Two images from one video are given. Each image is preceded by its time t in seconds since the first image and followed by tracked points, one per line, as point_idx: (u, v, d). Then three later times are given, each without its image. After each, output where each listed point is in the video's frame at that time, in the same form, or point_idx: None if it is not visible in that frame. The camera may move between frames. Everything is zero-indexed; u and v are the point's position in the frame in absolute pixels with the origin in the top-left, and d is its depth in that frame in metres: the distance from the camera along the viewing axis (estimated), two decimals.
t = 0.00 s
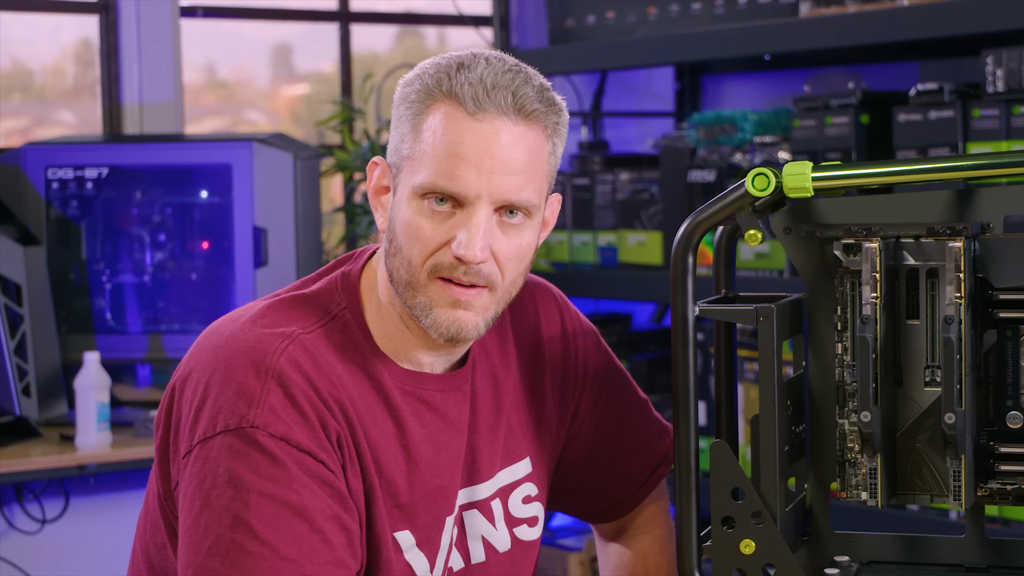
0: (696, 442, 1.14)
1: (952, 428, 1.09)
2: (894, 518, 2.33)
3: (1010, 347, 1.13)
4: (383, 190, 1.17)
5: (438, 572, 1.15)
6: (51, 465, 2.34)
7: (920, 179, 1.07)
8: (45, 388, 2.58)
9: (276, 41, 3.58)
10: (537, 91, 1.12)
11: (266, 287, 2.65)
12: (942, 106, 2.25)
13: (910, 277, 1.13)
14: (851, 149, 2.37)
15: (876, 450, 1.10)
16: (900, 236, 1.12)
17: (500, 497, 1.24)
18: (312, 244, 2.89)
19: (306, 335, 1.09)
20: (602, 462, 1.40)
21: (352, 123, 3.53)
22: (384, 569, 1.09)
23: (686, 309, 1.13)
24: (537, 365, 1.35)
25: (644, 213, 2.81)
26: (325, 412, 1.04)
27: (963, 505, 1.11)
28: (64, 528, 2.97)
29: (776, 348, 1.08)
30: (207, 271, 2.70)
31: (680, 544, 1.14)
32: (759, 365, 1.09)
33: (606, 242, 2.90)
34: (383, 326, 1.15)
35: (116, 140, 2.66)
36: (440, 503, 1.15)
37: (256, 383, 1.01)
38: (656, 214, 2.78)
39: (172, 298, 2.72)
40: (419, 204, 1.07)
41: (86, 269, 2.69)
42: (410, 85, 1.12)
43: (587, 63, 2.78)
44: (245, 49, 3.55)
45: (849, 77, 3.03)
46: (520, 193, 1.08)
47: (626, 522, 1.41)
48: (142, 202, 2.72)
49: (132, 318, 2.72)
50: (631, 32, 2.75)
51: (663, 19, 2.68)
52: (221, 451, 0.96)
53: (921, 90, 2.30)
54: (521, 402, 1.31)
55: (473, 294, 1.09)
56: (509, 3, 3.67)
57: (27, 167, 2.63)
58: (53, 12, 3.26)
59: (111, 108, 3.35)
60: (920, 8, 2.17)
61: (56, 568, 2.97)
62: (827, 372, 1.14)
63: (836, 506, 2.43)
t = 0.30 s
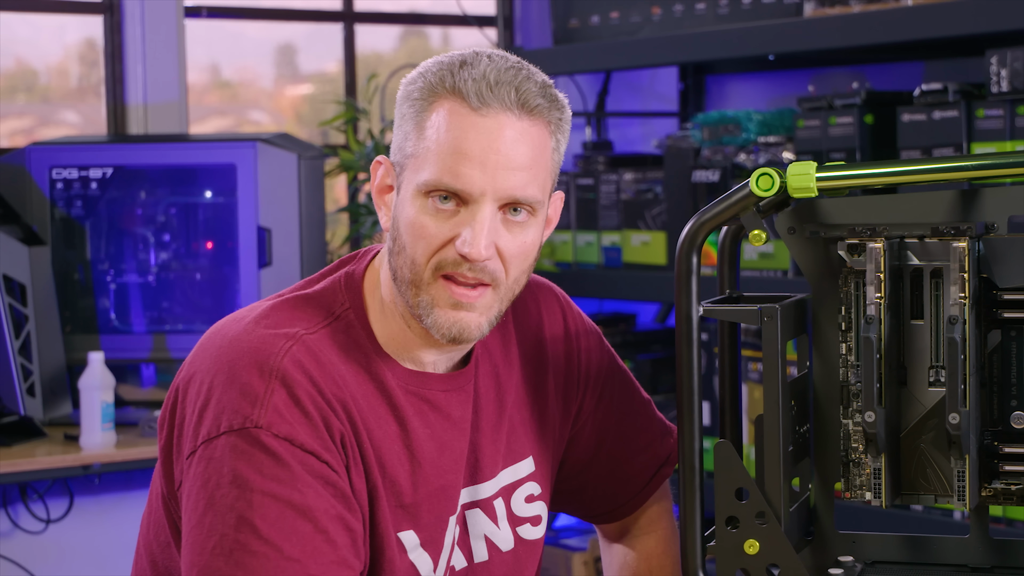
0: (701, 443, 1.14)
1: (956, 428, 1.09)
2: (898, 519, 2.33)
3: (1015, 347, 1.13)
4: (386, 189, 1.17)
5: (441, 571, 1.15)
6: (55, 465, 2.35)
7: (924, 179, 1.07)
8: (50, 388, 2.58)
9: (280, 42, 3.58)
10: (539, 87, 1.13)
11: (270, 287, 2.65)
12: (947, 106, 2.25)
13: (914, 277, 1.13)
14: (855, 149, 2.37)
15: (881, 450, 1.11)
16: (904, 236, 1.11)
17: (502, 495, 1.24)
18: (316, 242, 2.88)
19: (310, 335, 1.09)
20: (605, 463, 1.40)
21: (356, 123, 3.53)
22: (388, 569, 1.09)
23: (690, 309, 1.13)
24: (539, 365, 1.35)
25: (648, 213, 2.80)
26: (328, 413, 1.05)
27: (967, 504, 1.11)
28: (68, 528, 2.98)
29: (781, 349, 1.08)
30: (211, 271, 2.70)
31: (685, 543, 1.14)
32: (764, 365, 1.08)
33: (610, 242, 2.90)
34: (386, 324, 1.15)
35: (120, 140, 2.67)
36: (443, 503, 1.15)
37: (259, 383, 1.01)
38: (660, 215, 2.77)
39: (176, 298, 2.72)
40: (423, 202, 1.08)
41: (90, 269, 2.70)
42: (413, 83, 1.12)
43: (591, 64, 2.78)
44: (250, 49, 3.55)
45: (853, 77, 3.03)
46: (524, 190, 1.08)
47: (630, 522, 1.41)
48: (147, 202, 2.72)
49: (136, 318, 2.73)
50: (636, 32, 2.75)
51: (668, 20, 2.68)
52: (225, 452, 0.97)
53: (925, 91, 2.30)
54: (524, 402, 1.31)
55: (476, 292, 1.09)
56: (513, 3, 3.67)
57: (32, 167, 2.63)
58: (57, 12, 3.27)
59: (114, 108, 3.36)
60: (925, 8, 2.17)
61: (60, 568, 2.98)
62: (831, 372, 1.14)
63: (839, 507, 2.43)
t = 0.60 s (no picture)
0: (703, 442, 1.14)
1: (959, 428, 1.09)
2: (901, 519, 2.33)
3: (1018, 347, 1.12)
4: (391, 195, 1.12)
5: (438, 569, 1.15)
6: (57, 465, 2.35)
7: (928, 179, 1.07)
8: (52, 388, 2.59)
9: (282, 41, 3.60)
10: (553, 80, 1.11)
11: (273, 287, 2.65)
12: (950, 106, 2.25)
13: (916, 277, 1.13)
14: (858, 148, 2.37)
15: (884, 450, 1.11)
16: (907, 236, 1.12)
17: (501, 493, 1.24)
18: (319, 241, 2.87)
19: (302, 337, 1.09)
20: (602, 462, 1.40)
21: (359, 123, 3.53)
22: (383, 568, 1.10)
23: (693, 308, 1.13)
24: (534, 365, 1.34)
25: (651, 213, 2.80)
26: (321, 414, 1.05)
27: (971, 505, 1.11)
28: (70, 528, 2.98)
29: (784, 348, 1.08)
30: (214, 271, 2.70)
31: (687, 542, 1.14)
32: (766, 365, 1.09)
33: (613, 242, 2.90)
34: (394, 321, 1.14)
35: (123, 140, 2.67)
36: (438, 500, 1.15)
37: (251, 386, 1.02)
38: (663, 214, 2.77)
39: (179, 298, 2.72)
40: (466, 206, 1.06)
41: (93, 268, 2.71)
42: (426, 85, 1.09)
43: (593, 64, 2.78)
44: (252, 49, 3.57)
45: (856, 77, 3.03)
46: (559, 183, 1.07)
47: (628, 521, 1.41)
48: (150, 201, 2.72)
49: (139, 317, 2.72)
50: (638, 32, 2.75)
51: (670, 19, 2.68)
52: (218, 455, 0.98)
53: (928, 90, 2.29)
54: (520, 401, 1.31)
55: (519, 284, 1.08)
56: (516, 3, 3.67)
57: (34, 167, 2.63)
58: (60, 12, 3.28)
59: (117, 107, 3.35)
60: (927, 8, 2.17)
61: (62, 568, 2.98)
62: (834, 372, 1.14)
63: (842, 507, 2.43)
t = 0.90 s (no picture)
0: (706, 442, 1.14)
1: (962, 428, 1.09)
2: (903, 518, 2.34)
3: (1021, 347, 1.12)
4: (385, 202, 1.12)
5: (431, 570, 1.15)
6: (61, 464, 2.35)
7: (930, 179, 1.07)
8: (55, 387, 2.59)
9: (285, 41, 3.60)
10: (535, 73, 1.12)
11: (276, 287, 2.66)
12: (952, 105, 2.25)
13: (919, 277, 1.13)
14: (861, 148, 2.37)
15: (886, 450, 1.10)
16: (910, 236, 1.12)
17: (495, 493, 1.23)
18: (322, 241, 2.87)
19: (288, 337, 1.09)
20: (595, 459, 1.40)
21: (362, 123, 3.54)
22: (376, 569, 1.10)
23: (695, 309, 1.13)
24: (527, 363, 1.34)
25: (653, 212, 2.80)
26: (310, 413, 1.05)
27: (973, 504, 1.11)
28: (73, 527, 2.99)
29: (787, 348, 1.08)
30: (216, 270, 2.71)
31: (690, 543, 1.14)
32: (769, 364, 1.09)
33: (615, 242, 2.90)
34: (386, 322, 1.15)
35: (125, 140, 2.67)
36: (430, 500, 1.15)
37: (238, 388, 1.02)
38: (665, 214, 2.78)
39: (182, 297, 2.72)
40: (467, 206, 1.07)
41: (96, 268, 2.71)
42: (415, 90, 1.09)
43: (596, 63, 2.78)
44: (254, 48, 3.58)
45: (859, 77, 3.03)
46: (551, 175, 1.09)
47: (623, 518, 1.41)
48: (152, 201, 2.73)
49: (142, 317, 2.73)
50: (641, 31, 2.75)
51: (673, 19, 2.68)
52: (209, 458, 0.98)
53: (930, 90, 2.29)
54: (513, 400, 1.30)
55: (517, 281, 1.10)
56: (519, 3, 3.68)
57: (37, 166, 2.63)
58: (63, 12, 3.28)
59: (120, 107, 3.35)
60: (931, 8, 2.17)
61: (65, 567, 2.99)
62: (837, 371, 1.14)
63: (844, 506, 2.43)
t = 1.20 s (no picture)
0: (714, 441, 1.14)
1: (970, 428, 1.09)
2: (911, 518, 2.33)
3: None
4: (358, 189, 1.14)
5: (438, 570, 1.15)
6: (68, 463, 2.36)
7: (938, 178, 1.07)
8: (63, 386, 2.60)
9: (292, 41, 3.57)
10: (502, 66, 1.11)
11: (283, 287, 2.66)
12: (960, 104, 2.24)
13: (927, 276, 1.13)
14: (868, 147, 2.37)
15: (894, 450, 1.10)
16: (918, 235, 1.11)
17: (501, 494, 1.24)
18: (329, 241, 2.88)
19: (297, 336, 1.10)
20: (607, 460, 1.40)
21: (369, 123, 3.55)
22: (383, 569, 1.10)
23: (703, 307, 1.13)
24: (538, 364, 1.34)
25: (660, 212, 2.80)
26: (320, 412, 1.05)
27: (981, 504, 1.11)
28: (80, 526, 3.00)
29: (794, 347, 1.08)
30: (223, 270, 2.72)
31: (697, 543, 1.14)
32: (777, 364, 1.08)
33: (622, 241, 2.89)
34: (376, 323, 1.14)
35: (133, 139, 2.68)
36: (437, 501, 1.15)
37: (248, 386, 1.02)
38: (672, 213, 2.78)
39: (189, 296, 2.73)
40: (408, 196, 1.07)
41: (103, 267, 2.71)
42: (373, 80, 1.10)
43: (603, 62, 2.78)
44: (262, 48, 3.55)
45: (866, 76, 3.02)
46: (507, 170, 1.07)
47: (634, 519, 1.41)
48: (159, 200, 2.74)
49: (149, 317, 2.74)
50: (648, 30, 2.75)
51: (680, 18, 2.68)
52: (218, 457, 0.98)
53: (938, 89, 2.30)
54: (524, 399, 1.30)
55: (471, 278, 1.08)
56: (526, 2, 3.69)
57: (45, 165, 2.64)
58: (70, 11, 3.26)
59: (127, 107, 3.36)
60: (939, 7, 2.17)
61: (72, 566, 3.00)
62: (845, 370, 1.14)
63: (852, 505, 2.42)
